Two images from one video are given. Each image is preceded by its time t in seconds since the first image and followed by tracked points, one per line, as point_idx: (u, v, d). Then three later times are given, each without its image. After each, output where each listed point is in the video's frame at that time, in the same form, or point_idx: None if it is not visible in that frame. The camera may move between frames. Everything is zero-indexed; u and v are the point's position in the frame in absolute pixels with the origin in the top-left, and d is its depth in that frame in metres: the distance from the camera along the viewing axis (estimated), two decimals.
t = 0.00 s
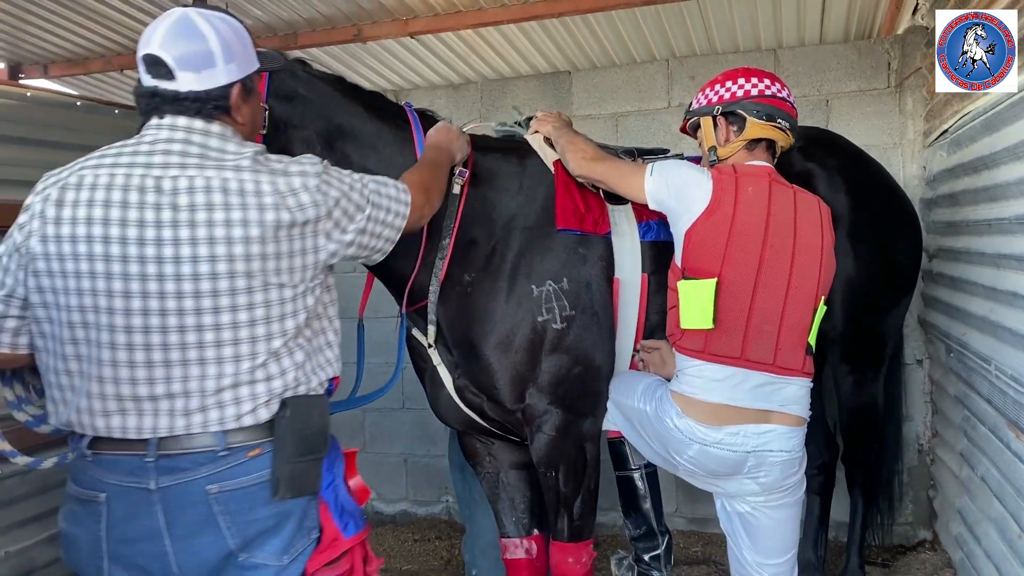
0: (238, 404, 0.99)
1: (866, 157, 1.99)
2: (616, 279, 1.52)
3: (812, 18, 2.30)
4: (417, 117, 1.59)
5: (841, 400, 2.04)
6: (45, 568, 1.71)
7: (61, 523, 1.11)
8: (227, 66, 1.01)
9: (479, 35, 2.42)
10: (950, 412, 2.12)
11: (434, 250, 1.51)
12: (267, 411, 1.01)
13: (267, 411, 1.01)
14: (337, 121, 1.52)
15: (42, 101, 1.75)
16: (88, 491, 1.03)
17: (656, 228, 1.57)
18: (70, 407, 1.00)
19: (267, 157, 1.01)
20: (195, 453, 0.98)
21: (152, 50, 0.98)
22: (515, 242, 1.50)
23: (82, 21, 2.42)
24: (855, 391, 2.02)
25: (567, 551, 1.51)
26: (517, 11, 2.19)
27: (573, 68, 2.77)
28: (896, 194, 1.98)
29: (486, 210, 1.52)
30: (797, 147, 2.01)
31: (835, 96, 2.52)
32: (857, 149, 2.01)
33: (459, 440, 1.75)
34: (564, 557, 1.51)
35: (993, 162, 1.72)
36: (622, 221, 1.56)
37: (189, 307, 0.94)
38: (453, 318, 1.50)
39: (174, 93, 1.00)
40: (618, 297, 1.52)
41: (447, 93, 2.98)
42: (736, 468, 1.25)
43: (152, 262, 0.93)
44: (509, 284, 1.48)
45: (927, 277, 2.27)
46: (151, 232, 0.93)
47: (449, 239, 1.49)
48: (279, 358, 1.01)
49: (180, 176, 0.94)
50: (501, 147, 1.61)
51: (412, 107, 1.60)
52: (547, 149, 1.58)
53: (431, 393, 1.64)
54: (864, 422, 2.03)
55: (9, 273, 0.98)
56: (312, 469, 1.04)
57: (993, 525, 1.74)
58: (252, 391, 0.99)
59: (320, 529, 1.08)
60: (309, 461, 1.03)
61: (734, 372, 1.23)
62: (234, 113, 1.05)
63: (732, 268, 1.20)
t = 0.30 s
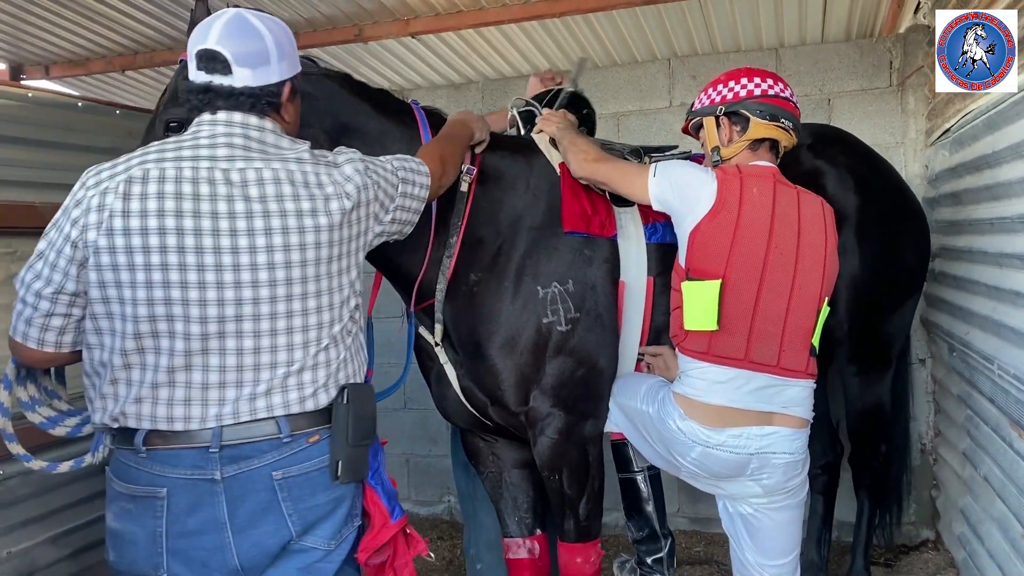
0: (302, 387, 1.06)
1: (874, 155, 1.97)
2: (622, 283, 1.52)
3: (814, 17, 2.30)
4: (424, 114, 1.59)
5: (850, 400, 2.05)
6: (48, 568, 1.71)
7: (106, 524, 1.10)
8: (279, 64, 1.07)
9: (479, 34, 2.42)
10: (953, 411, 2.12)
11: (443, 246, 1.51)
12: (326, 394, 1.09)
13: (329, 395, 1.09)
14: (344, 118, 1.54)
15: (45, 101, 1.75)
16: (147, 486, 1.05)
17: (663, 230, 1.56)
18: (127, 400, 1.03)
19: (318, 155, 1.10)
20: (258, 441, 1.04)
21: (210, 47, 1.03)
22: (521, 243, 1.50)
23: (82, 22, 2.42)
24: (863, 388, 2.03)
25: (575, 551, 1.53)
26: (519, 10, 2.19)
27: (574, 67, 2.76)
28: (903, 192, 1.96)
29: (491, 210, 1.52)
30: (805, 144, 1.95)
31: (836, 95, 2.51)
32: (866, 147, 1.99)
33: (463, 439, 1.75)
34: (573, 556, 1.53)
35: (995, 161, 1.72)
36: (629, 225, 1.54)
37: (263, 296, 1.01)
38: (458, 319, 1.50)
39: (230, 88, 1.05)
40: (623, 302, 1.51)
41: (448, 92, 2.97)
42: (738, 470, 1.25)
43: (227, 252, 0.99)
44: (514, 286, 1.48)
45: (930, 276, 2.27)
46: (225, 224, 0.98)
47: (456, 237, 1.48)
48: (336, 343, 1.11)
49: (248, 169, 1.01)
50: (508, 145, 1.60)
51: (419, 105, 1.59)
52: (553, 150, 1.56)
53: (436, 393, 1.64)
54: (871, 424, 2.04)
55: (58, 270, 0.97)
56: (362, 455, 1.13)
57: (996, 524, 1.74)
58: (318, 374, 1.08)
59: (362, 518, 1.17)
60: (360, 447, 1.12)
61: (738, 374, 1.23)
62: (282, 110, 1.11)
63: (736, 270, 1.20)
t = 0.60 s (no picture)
0: (328, 380, 1.07)
1: (884, 157, 1.97)
2: (625, 286, 1.53)
3: (813, 17, 2.30)
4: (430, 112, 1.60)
5: (857, 400, 2.07)
6: (49, 569, 1.71)
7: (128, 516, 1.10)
8: (312, 64, 1.10)
9: (479, 35, 2.42)
10: (952, 411, 2.12)
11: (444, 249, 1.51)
12: (351, 393, 1.10)
13: (355, 393, 1.10)
14: (347, 118, 1.55)
15: (45, 102, 1.76)
16: (172, 481, 1.05)
17: (668, 234, 1.59)
18: (157, 396, 1.03)
19: (347, 153, 1.11)
20: (285, 438, 1.05)
21: (247, 40, 1.05)
22: (523, 247, 1.50)
23: (81, 22, 2.42)
24: (869, 387, 2.04)
25: (576, 553, 1.53)
26: (518, 11, 2.19)
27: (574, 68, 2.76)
28: (913, 195, 1.95)
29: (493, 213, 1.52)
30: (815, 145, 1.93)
31: (835, 95, 2.51)
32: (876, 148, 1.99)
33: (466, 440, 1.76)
34: (574, 558, 1.53)
35: (994, 160, 1.72)
36: (634, 228, 1.56)
37: (295, 294, 1.02)
38: (460, 322, 1.50)
39: (265, 79, 1.06)
40: (627, 308, 1.53)
41: (448, 93, 2.97)
42: (747, 471, 1.26)
43: (260, 250, 0.99)
44: (515, 290, 1.48)
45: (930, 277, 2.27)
46: (258, 222, 0.99)
47: (460, 239, 1.48)
48: (362, 336, 1.12)
49: (280, 168, 1.01)
50: (512, 144, 1.59)
51: (424, 105, 1.59)
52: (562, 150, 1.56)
53: (439, 394, 1.65)
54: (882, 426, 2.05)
55: (95, 270, 0.98)
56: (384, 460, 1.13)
57: (995, 524, 1.74)
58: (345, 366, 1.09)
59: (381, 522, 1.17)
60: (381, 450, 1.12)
61: (745, 375, 1.23)
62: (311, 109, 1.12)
63: (745, 271, 1.19)
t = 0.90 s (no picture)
0: (343, 376, 1.07)
1: (885, 155, 1.95)
2: (628, 285, 1.52)
3: (811, 16, 2.30)
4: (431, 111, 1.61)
5: (857, 401, 2.08)
6: (48, 570, 1.71)
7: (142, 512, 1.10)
8: (331, 68, 1.12)
9: (478, 35, 2.42)
10: (951, 410, 2.12)
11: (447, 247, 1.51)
12: (367, 392, 1.10)
13: (368, 393, 1.10)
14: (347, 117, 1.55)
15: (43, 103, 1.76)
16: (185, 478, 1.04)
17: (670, 233, 1.58)
18: (174, 392, 1.03)
19: (362, 154, 1.12)
20: (298, 438, 1.05)
21: (271, 42, 1.07)
22: (525, 246, 1.50)
23: (80, 22, 2.41)
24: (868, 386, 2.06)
25: (575, 554, 1.53)
26: (516, 11, 2.19)
27: (572, 68, 2.76)
28: (913, 192, 1.92)
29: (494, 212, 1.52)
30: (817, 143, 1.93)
31: (834, 95, 2.51)
32: (878, 146, 1.97)
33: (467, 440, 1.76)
34: (573, 559, 1.53)
35: (993, 160, 1.72)
36: (636, 229, 1.55)
37: (313, 291, 1.02)
38: (462, 320, 1.50)
39: (287, 80, 1.07)
40: (629, 305, 1.52)
41: (447, 93, 2.97)
42: (751, 472, 1.25)
43: (278, 248, 1.00)
44: (517, 288, 1.48)
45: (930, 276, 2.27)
46: (276, 220, 0.99)
47: (462, 236, 1.47)
48: (376, 333, 1.12)
49: (298, 168, 1.02)
50: (514, 143, 1.61)
51: (426, 104, 1.59)
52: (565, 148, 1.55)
53: (441, 393, 1.65)
54: (882, 425, 2.05)
55: (115, 268, 0.98)
56: (395, 460, 1.13)
57: (994, 523, 1.74)
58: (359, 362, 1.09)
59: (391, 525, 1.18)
60: (390, 450, 1.12)
61: (749, 376, 1.22)
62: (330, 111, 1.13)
63: (745, 275, 1.19)
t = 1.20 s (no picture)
0: (356, 370, 1.07)
1: (889, 155, 1.95)
2: (631, 290, 1.52)
3: (812, 16, 2.30)
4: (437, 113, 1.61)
5: (862, 402, 2.07)
6: (49, 572, 1.71)
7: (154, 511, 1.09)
8: (343, 74, 1.12)
9: (479, 35, 2.42)
10: (952, 411, 2.13)
11: (453, 245, 1.51)
12: (380, 388, 1.11)
13: (376, 391, 1.10)
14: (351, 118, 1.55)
15: (44, 104, 1.75)
16: (198, 477, 1.04)
17: (675, 237, 1.57)
18: (188, 389, 1.02)
19: (372, 154, 1.13)
20: (311, 436, 1.05)
21: (285, 47, 1.08)
22: (530, 248, 1.50)
23: (79, 22, 2.40)
24: (871, 388, 2.05)
25: (578, 556, 1.53)
26: (517, 11, 2.19)
27: (573, 68, 2.76)
28: (915, 191, 1.93)
29: (499, 214, 1.52)
30: (823, 145, 1.94)
31: (834, 96, 2.51)
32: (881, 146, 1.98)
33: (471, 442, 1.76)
34: (576, 561, 1.53)
35: (994, 161, 1.72)
36: (642, 231, 1.54)
37: (330, 288, 1.02)
38: (465, 322, 1.50)
39: (301, 85, 1.07)
40: (632, 309, 1.51)
41: (447, 94, 2.97)
42: (757, 475, 1.25)
43: (297, 245, 1.00)
44: (521, 291, 1.48)
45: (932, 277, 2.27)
46: (294, 218, 0.99)
47: (468, 234, 1.47)
48: (389, 329, 1.12)
49: (314, 167, 1.02)
50: (519, 144, 1.61)
51: (430, 105, 1.60)
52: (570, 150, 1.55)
53: (445, 394, 1.65)
54: (887, 426, 2.05)
55: (132, 267, 0.96)
56: (404, 460, 1.13)
57: (994, 525, 1.75)
58: (370, 360, 1.09)
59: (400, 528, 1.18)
60: (400, 450, 1.12)
61: (756, 378, 1.22)
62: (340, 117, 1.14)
63: (752, 277, 1.18)
